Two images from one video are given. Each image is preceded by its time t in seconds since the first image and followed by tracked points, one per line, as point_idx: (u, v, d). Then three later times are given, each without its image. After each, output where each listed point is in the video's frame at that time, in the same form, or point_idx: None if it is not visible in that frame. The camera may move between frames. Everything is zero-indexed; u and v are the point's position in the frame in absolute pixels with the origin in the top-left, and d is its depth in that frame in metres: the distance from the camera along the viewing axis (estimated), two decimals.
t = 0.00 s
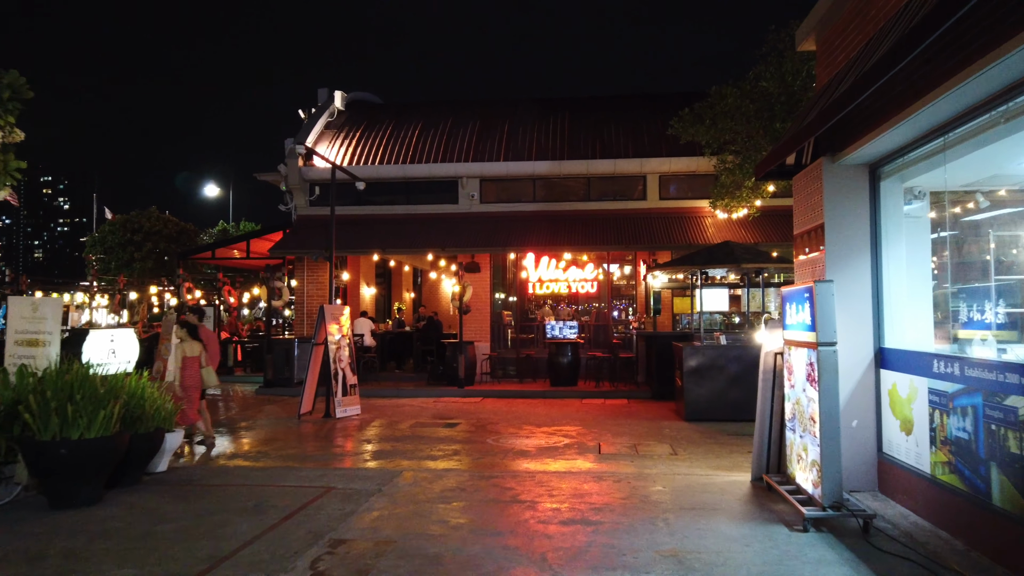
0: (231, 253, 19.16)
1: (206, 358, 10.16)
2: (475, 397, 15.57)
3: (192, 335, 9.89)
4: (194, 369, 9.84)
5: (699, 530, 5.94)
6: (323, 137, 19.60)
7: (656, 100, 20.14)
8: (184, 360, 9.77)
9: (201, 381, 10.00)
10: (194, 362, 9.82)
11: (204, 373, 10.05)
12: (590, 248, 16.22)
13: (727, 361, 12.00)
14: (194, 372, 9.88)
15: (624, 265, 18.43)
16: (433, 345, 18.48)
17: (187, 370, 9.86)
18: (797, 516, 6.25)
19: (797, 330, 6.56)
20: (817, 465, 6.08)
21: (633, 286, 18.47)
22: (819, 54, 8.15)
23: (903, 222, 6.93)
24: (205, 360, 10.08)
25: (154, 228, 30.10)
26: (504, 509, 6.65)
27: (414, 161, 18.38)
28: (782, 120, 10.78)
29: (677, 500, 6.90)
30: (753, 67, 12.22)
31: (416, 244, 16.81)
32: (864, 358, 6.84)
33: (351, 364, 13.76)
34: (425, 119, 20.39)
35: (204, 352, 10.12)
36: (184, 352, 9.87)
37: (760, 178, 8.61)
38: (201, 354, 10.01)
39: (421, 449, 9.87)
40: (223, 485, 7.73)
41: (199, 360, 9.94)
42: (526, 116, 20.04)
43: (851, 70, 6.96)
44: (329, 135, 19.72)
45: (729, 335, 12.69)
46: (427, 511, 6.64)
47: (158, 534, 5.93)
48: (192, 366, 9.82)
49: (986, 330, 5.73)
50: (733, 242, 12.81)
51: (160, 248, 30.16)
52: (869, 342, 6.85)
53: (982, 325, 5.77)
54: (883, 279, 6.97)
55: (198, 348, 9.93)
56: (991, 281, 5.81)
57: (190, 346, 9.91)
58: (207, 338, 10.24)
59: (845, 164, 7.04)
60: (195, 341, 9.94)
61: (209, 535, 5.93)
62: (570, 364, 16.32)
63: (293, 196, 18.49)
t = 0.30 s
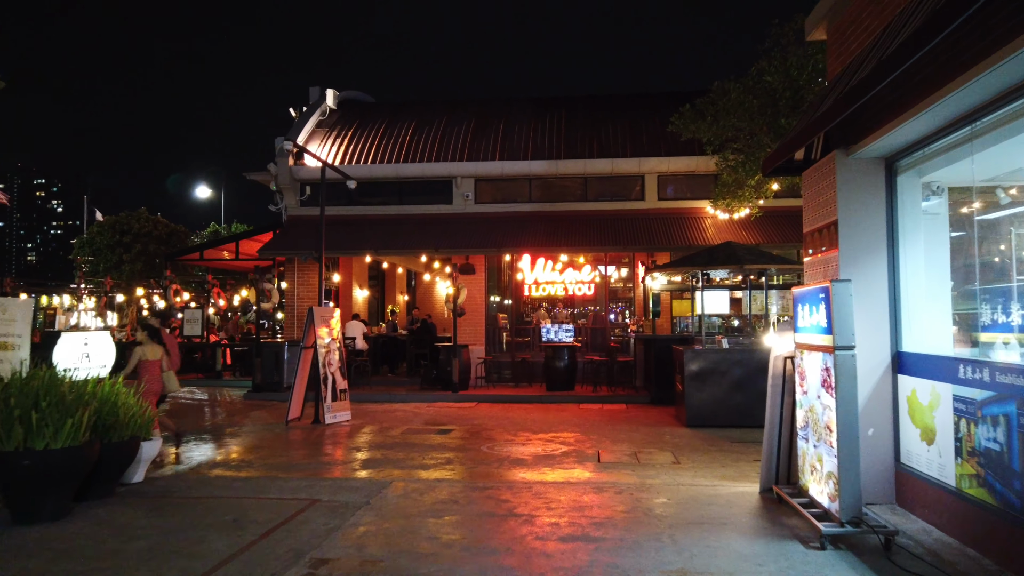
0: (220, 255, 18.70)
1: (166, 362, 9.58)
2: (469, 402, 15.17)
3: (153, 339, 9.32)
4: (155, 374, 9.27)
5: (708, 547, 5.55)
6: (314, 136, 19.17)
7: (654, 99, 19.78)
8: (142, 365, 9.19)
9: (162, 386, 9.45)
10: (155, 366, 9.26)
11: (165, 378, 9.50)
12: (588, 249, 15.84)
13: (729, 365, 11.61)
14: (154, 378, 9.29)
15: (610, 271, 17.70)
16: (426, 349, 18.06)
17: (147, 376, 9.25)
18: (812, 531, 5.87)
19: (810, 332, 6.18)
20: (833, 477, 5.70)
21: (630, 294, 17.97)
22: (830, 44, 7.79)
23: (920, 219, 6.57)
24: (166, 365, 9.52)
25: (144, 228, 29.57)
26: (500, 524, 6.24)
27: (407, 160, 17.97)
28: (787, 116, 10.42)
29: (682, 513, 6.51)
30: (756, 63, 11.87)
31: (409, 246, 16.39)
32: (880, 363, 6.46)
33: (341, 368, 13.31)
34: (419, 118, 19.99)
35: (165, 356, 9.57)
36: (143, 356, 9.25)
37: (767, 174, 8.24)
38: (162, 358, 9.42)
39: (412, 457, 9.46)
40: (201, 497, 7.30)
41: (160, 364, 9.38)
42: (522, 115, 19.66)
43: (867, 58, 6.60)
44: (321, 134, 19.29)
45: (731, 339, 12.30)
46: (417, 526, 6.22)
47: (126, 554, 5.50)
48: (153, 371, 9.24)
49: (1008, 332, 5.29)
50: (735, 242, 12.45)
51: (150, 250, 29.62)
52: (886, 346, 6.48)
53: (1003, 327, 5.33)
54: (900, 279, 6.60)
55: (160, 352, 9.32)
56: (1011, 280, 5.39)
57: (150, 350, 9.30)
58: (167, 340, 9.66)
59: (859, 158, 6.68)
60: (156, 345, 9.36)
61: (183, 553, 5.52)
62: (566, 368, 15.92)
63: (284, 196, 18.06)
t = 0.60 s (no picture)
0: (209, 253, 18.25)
1: (127, 361, 8.44)
2: (465, 405, 14.78)
3: (110, 337, 8.15)
4: (114, 375, 8.15)
5: (719, 563, 5.15)
6: (306, 132, 18.76)
7: (653, 95, 19.41)
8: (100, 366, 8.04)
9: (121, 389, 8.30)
10: (114, 366, 8.13)
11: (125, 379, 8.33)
12: (586, 248, 15.45)
13: (733, 367, 11.23)
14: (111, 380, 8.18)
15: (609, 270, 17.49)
16: (421, 350, 17.65)
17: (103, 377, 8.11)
18: (831, 546, 5.49)
19: (827, 332, 5.79)
20: (854, 487, 5.31)
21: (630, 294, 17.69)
22: (843, 28, 7.41)
23: (942, 212, 6.19)
24: (126, 365, 8.39)
25: (134, 228, 29.07)
26: (495, 537, 5.83)
27: (401, 156, 17.55)
28: (793, 108, 10.05)
29: (690, 525, 6.11)
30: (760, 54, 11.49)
31: (403, 244, 15.98)
32: (900, 365, 6.08)
33: (332, 370, 12.88)
34: (413, 114, 19.57)
35: (124, 354, 8.40)
36: (99, 356, 8.09)
37: (776, 165, 7.86)
38: (121, 358, 8.27)
39: (404, 463, 9.03)
40: (178, 507, 6.86)
41: (119, 365, 8.25)
42: (518, 111, 19.25)
43: (886, 41, 6.21)
44: (313, 130, 18.87)
45: (735, 339, 11.89)
46: (407, 540, 5.81)
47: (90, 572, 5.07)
48: (110, 372, 8.11)
49: None
50: (738, 240, 12.06)
51: (139, 249, 29.12)
52: (905, 347, 6.09)
53: None
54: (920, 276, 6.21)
55: (118, 351, 8.19)
56: None
57: (107, 349, 8.12)
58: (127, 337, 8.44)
59: (877, 148, 6.29)
60: (114, 343, 8.22)
61: (151, 571, 5.10)
62: (564, 370, 15.54)
63: (275, 194, 17.63)
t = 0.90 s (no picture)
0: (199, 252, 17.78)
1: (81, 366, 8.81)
2: (461, 408, 14.37)
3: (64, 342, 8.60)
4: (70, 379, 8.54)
5: None
6: (299, 128, 18.32)
7: (653, 90, 19.01)
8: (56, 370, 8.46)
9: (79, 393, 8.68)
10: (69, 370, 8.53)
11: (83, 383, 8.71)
12: (584, 247, 15.06)
13: (739, 369, 10.84)
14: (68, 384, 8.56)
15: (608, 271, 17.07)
16: (416, 351, 17.22)
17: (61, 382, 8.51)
18: (856, 567, 5.07)
19: (848, 334, 5.39)
20: (881, 502, 4.91)
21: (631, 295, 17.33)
22: (861, 12, 7.00)
23: (969, 206, 5.82)
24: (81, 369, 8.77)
25: (125, 227, 28.64)
26: (491, 555, 5.40)
27: (395, 153, 17.12)
28: (803, 100, 9.64)
29: (700, 541, 5.69)
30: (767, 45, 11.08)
31: (398, 243, 15.56)
32: (926, 369, 5.67)
33: (324, 373, 12.44)
34: (409, 110, 19.12)
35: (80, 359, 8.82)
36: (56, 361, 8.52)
37: (789, 158, 7.44)
38: (76, 362, 8.66)
39: (396, 471, 8.60)
40: (153, 522, 6.42)
41: (74, 369, 8.64)
42: (516, 107, 18.82)
43: (910, 23, 5.80)
44: (305, 126, 18.43)
45: (740, 341, 11.48)
46: (397, 558, 5.37)
47: None
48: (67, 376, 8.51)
49: None
50: (744, 238, 11.65)
51: (130, 248, 28.68)
52: (931, 350, 5.68)
53: None
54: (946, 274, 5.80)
55: (73, 355, 8.59)
56: None
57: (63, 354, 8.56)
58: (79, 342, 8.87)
59: (901, 137, 5.88)
60: (68, 348, 8.64)
61: None
62: (563, 372, 15.15)
63: (266, 191, 17.20)
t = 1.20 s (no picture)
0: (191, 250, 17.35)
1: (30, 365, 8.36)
2: (459, 411, 13.96)
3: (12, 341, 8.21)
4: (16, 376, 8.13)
5: None
6: (293, 124, 17.90)
7: (654, 86, 18.62)
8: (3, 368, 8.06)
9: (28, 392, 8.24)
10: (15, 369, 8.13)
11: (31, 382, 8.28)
12: (584, 245, 14.69)
13: (747, 371, 10.44)
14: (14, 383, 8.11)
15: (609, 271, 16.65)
16: (413, 353, 16.80)
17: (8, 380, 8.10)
18: None
19: (877, 335, 5.00)
20: (917, 518, 4.52)
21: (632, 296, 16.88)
22: None
23: (1004, 199, 5.28)
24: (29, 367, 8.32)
25: (117, 226, 28.17)
26: (492, 574, 4.99)
27: (391, 149, 16.71)
28: (816, 90, 9.25)
29: (716, 558, 5.30)
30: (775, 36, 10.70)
31: (394, 241, 15.16)
32: (958, 373, 5.26)
33: (317, 375, 12.03)
34: (405, 106, 18.72)
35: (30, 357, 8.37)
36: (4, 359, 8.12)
37: (806, 149, 7.05)
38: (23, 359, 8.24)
39: (391, 478, 8.18)
40: (130, 535, 6.00)
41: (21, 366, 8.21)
42: (515, 103, 18.41)
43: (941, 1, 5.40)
44: (300, 121, 18.02)
45: (747, 341, 11.09)
46: None
47: None
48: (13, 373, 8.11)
49: None
50: (751, 235, 11.26)
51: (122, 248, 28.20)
52: (963, 353, 5.29)
53: None
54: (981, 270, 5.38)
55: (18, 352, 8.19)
56: None
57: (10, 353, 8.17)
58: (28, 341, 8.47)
59: (931, 124, 5.49)
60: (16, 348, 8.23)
61: None
62: (564, 374, 14.76)
63: (259, 188, 16.78)
